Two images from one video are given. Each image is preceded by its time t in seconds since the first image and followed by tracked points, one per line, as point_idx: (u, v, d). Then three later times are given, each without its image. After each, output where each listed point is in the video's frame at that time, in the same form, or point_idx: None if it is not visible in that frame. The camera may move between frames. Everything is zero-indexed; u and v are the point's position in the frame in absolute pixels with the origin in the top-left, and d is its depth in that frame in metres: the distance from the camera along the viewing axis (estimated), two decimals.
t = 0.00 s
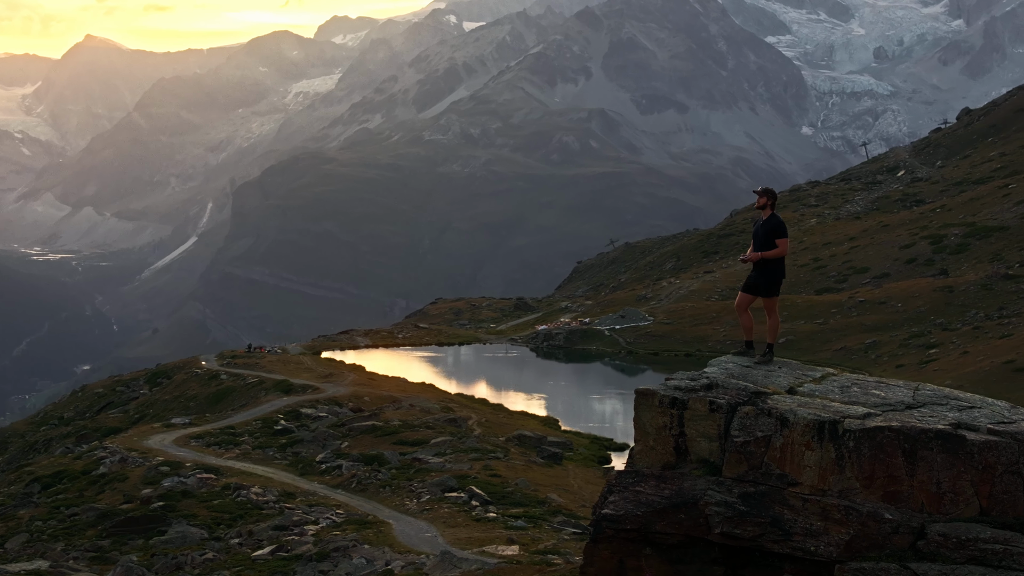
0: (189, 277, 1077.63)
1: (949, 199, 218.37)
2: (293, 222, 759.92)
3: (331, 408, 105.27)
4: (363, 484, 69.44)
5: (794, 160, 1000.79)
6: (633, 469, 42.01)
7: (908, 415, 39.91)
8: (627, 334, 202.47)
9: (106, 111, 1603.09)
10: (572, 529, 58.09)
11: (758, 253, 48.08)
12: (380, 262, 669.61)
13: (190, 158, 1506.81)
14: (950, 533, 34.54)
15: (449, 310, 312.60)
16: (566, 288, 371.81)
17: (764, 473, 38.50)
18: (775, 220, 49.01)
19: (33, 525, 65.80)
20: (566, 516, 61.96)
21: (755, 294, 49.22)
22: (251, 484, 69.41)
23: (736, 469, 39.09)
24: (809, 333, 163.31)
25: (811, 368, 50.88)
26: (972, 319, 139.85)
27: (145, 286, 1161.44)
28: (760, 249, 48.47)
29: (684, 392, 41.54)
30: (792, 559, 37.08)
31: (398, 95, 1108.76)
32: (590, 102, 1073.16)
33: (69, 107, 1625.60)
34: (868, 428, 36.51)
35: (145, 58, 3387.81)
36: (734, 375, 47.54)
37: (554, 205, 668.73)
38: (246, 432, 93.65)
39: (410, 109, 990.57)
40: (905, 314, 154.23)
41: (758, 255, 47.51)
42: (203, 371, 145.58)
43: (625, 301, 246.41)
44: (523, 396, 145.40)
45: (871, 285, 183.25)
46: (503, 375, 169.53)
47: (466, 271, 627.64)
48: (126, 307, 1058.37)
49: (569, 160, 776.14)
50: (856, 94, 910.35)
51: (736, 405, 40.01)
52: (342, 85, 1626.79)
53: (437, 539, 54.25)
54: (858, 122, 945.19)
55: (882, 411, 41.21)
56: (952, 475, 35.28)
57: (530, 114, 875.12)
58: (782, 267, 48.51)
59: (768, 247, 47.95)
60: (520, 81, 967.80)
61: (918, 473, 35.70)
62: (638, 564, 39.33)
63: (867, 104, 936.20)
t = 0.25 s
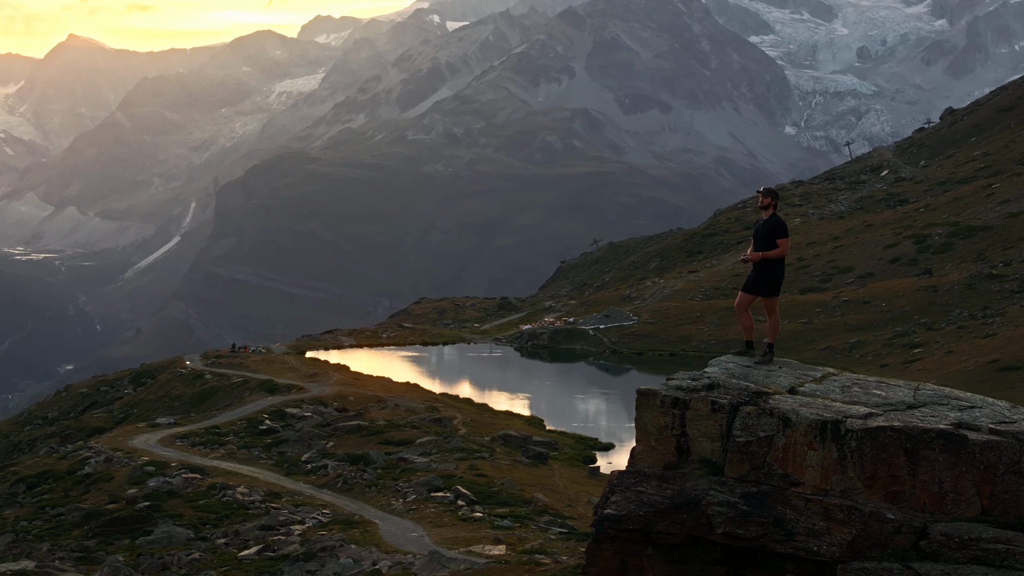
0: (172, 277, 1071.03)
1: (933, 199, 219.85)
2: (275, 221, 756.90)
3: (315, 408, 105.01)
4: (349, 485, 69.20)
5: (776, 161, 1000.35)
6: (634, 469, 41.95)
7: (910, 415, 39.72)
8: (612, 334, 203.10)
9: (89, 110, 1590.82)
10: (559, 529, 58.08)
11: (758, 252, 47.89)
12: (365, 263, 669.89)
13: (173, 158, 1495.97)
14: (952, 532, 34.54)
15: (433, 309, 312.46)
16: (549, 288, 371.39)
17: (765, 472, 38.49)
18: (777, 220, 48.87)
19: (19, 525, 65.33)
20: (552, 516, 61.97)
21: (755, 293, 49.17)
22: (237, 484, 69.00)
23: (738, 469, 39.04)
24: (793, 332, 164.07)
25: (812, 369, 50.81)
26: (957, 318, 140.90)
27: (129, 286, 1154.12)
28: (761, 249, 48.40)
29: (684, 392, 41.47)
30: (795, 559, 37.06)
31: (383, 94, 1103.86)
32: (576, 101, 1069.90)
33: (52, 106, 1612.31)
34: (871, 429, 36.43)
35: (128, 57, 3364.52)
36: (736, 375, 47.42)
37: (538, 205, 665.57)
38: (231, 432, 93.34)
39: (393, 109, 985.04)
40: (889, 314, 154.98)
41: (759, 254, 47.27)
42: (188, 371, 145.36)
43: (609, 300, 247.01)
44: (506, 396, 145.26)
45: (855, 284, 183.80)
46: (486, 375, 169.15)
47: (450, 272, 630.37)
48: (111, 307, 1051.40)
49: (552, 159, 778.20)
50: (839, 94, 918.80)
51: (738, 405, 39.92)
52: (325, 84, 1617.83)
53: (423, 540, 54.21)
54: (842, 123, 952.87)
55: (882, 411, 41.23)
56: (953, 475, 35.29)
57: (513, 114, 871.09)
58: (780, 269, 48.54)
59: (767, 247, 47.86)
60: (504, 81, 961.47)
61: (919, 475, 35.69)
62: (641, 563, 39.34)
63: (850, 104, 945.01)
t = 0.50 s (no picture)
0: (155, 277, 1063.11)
1: (918, 197, 221.27)
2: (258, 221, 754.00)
3: (300, 408, 104.71)
4: (335, 485, 69.10)
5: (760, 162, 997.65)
6: (637, 469, 41.85)
7: (910, 416, 39.73)
8: (597, 334, 203.50)
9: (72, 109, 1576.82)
10: (546, 528, 58.20)
11: (759, 252, 47.76)
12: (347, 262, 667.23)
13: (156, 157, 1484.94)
14: (956, 533, 34.49)
15: (416, 309, 311.90)
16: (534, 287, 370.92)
17: (768, 473, 38.44)
18: (776, 220, 48.81)
19: (3, 526, 64.96)
20: (538, 516, 62.04)
21: (755, 294, 49.09)
22: (223, 484, 68.71)
23: (740, 468, 39.03)
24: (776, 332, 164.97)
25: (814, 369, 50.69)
26: (941, 318, 141.66)
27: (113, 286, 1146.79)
28: (761, 249, 48.29)
29: (686, 393, 41.47)
30: (797, 559, 37.08)
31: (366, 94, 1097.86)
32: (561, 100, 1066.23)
33: (33, 106, 1597.20)
34: (873, 428, 36.39)
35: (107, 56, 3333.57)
36: (737, 375, 47.44)
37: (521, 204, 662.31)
38: (216, 432, 93.09)
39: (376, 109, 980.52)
40: (873, 314, 155.73)
41: (759, 255, 47.23)
42: (172, 371, 145.13)
43: (594, 299, 247.33)
44: (490, 395, 144.63)
45: (839, 284, 184.09)
46: (470, 375, 168.49)
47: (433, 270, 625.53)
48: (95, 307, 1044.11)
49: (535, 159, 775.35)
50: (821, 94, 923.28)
51: (741, 405, 39.87)
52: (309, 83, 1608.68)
53: (410, 539, 54.08)
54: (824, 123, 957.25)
55: (884, 411, 41.18)
56: (955, 474, 35.30)
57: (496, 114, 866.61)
58: (781, 267, 48.49)
59: (768, 246, 47.81)
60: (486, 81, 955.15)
61: (921, 474, 35.68)
62: (642, 563, 39.34)
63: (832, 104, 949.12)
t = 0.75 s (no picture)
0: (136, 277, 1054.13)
1: (903, 196, 222.56)
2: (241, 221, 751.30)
3: (285, 408, 104.52)
4: (320, 484, 68.96)
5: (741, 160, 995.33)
6: (637, 468, 41.92)
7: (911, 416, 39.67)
8: (581, 333, 203.92)
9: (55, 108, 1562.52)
10: (531, 527, 58.21)
11: (758, 252, 47.70)
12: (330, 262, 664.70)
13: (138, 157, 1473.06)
14: (957, 531, 34.55)
15: (400, 309, 311.36)
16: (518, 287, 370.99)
17: (772, 473, 38.37)
18: (776, 219, 48.73)
19: None
20: (524, 515, 62.07)
21: (754, 293, 49.13)
22: (208, 484, 68.50)
23: (741, 469, 39.06)
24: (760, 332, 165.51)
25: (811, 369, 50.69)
26: (925, 318, 142.37)
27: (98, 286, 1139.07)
28: (761, 249, 48.25)
29: (688, 392, 41.46)
30: (800, 559, 37.04)
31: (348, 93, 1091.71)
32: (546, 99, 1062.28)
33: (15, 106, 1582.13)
34: (875, 428, 36.44)
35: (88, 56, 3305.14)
36: (737, 375, 47.41)
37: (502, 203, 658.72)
38: (201, 432, 92.75)
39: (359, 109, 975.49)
40: (857, 313, 156.18)
41: (759, 254, 47.18)
42: (157, 370, 144.79)
43: (579, 298, 247.59)
44: (473, 395, 144.15)
45: (822, 283, 184.33)
46: (453, 375, 167.99)
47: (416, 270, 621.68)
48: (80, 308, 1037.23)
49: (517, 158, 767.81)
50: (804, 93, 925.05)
51: (740, 404, 39.95)
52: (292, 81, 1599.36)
53: (395, 539, 54.10)
54: (808, 122, 961.93)
55: (885, 411, 41.18)
56: (958, 474, 35.29)
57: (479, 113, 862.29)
58: (782, 266, 48.45)
59: (768, 246, 47.87)
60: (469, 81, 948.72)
61: (923, 474, 35.71)
62: (644, 562, 39.31)
63: (816, 104, 954.00)
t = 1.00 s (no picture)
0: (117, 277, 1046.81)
1: (886, 195, 223.39)
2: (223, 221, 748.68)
3: (269, 407, 104.27)
4: (306, 483, 68.80)
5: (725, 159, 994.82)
6: (639, 467, 41.90)
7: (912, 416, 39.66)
8: (565, 332, 203.90)
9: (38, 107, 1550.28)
10: (517, 527, 58.17)
11: (758, 251, 47.49)
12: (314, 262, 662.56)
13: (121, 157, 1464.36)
14: (959, 531, 34.57)
15: (382, 309, 310.55)
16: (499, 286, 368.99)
17: (773, 472, 38.42)
18: (777, 217, 48.66)
19: None
20: (510, 514, 62.00)
21: (755, 292, 49.05)
22: (193, 484, 68.27)
23: (744, 467, 39.00)
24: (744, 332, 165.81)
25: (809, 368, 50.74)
26: (909, 317, 142.48)
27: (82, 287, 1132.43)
28: (762, 246, 48.07)
29: (689, 391, 41.50)
30: (802, 557, 37.05)
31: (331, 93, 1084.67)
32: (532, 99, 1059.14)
33: None
34: (876, 427, 36.44)
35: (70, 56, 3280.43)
36: (739, 374, 47.41)
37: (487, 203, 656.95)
38: (185, 432, 92.39)
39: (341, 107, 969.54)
40: (841, 312, 156.35)
41: (758, 252, 47.13)
42: (141, 369, 144.19)
43: (562, 297, 247.60)
44: (457, 395, 143.43)
45: (807, 282, 184.21)
46: (436, 374, 167.38)
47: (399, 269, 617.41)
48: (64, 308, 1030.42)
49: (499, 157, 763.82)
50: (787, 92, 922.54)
51: (744, 403, 39.86)
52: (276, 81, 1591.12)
53: (382, 538, 54.02)
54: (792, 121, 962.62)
55: (885, 409, 41.21)
56: (959, 474, 35.31)
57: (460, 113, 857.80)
58: (780, 265, 48.46)
59: (768, 245, 47.88)
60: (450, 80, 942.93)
61: (924, 473, 35.73)
62: (646, 563, 39.23)
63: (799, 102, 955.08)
